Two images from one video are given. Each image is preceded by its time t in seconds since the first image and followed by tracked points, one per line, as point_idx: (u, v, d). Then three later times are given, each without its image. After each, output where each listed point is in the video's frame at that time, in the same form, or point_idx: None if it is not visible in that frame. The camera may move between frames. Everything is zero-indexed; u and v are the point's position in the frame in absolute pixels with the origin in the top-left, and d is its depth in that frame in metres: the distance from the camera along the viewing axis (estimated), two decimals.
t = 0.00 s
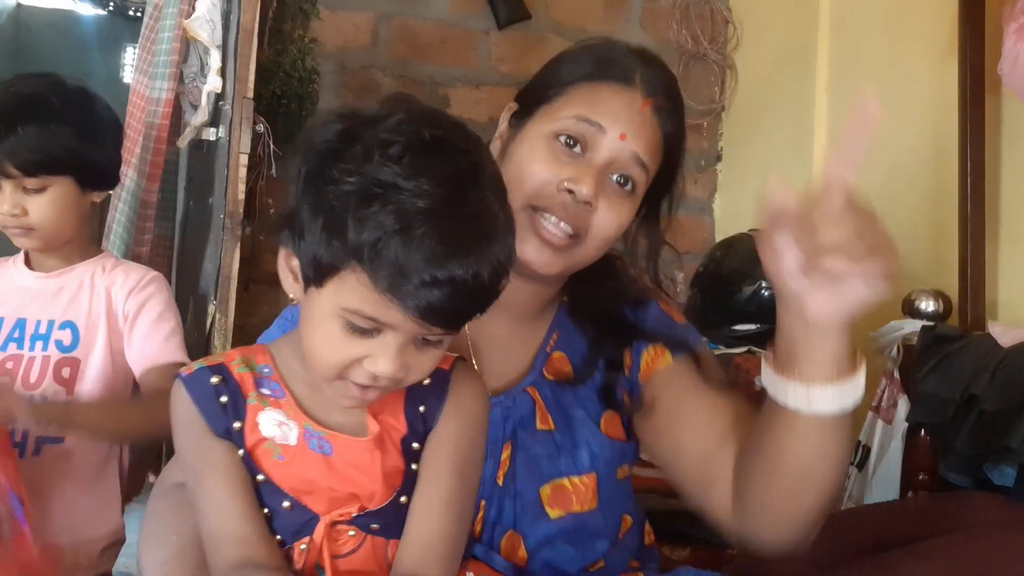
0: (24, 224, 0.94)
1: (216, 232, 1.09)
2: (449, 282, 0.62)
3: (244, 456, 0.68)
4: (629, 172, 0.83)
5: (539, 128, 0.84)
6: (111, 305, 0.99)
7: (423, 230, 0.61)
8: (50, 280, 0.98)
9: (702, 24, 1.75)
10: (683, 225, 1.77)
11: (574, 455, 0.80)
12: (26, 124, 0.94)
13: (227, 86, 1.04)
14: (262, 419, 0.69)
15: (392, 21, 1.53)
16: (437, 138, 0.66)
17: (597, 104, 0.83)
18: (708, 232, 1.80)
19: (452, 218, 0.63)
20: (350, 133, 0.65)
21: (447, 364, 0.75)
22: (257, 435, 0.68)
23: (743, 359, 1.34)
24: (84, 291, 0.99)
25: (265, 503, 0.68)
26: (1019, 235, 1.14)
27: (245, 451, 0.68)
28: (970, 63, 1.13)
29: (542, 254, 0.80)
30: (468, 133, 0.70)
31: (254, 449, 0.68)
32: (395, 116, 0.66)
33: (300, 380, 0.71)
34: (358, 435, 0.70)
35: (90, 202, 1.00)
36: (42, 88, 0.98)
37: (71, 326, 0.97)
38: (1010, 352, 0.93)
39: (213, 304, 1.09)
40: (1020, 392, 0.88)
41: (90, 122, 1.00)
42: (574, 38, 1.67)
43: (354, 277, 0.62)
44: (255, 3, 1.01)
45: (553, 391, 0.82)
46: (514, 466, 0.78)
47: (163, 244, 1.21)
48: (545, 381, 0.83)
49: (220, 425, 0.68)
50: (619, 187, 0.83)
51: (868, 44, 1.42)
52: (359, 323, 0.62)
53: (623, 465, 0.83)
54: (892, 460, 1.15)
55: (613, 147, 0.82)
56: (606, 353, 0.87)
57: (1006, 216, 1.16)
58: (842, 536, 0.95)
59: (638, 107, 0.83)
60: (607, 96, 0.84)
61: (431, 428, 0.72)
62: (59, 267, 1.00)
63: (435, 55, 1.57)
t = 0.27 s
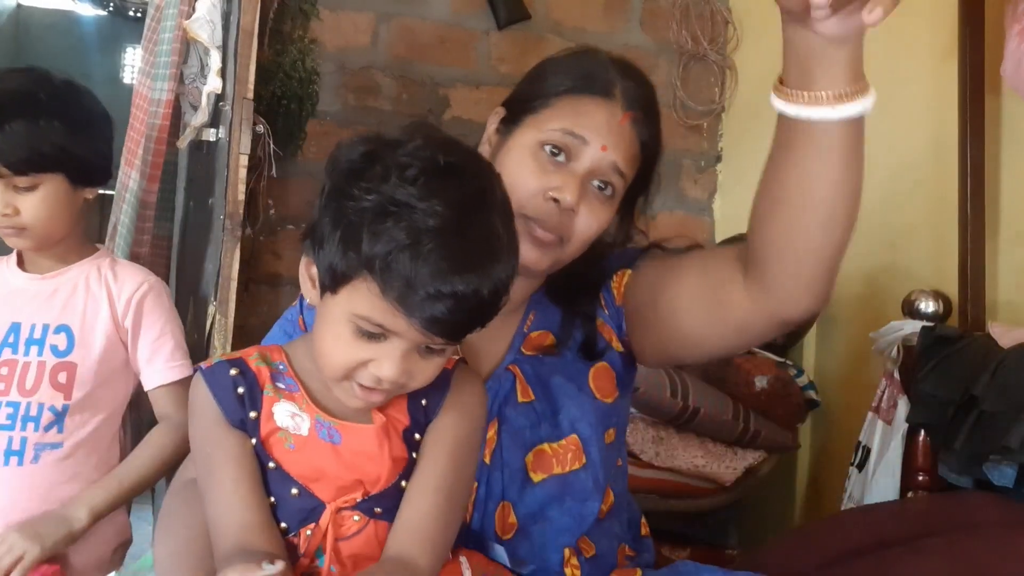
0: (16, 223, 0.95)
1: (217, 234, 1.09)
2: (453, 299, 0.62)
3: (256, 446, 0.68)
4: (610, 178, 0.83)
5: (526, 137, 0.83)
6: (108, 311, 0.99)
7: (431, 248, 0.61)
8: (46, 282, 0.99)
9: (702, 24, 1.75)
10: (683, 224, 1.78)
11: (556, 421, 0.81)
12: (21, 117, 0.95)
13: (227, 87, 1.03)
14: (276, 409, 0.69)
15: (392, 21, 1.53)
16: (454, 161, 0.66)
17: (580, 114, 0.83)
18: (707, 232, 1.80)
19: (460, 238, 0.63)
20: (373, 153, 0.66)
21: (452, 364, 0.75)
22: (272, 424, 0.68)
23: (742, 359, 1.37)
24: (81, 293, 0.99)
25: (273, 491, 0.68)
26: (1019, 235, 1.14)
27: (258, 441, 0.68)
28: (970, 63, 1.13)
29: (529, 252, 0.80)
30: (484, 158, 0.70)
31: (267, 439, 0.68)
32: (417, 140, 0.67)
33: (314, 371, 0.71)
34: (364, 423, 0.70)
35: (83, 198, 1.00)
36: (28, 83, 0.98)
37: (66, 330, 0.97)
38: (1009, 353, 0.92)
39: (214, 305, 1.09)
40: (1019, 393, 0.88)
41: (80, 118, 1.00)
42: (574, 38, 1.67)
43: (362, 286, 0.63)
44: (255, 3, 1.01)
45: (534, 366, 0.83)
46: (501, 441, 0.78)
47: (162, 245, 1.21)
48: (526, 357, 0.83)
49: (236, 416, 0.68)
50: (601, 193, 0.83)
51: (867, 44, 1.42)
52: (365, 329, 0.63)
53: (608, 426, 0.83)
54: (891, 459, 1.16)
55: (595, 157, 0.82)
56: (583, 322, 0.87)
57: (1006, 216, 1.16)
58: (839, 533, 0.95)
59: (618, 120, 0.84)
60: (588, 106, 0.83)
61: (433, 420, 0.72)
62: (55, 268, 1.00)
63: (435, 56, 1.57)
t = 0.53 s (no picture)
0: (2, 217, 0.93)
1: (217, 233, 1.09)
2: (429, 293, 0.63)
3: (255, 447, 0.68)
4: (586, 160, 0.84)
5: (499, 137, 0.85)
6: (97, 311, 0.98)
7: (408, 244, 0.63)
8: (31, 283, 0.97)
9: (702, 24, 1.75)
10: (683, 225, 1.77)
11: (552, 418, 0.81)
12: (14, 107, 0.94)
13: (227, 86, 1.03)
14: (273, 410, 0.68)
15: (392, 21, 1.53)
16: (435, 166, 0.68)
17: (547, 105, 0.85)
18: (708, 232, 1.80)
19: (437, 236, 0.64)
20: (359, 158, 0.69)
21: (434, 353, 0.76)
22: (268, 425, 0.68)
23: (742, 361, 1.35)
24: (70, 294, 0.98)
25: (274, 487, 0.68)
26: (1019, 234, 1.14)
27: (257, 441, 0.68)
28: (971, 63, 1.13)
29: (525, 241, 0.81)
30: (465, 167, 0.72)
31: (265, 438, 0.68)
32: (402, 147, 0.69)
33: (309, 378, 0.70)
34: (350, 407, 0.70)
35: (71, 190, 0.98)
36: (10, 72, 0.95)
37: (55, 333, 0.96)
38: (1009, 352, 0.92)
39: (213, 304, 1.09)
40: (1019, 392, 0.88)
41: (63, 107, 0.98)
42: (574, 38, 1.67)
43: (344, 278, 0.64)
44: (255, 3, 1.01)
45: (532, 365, 0.85)
46: (502, 437, 0.81)
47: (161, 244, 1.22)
48: (524, 357, 0.85)
49: (234, 419, 0.68)
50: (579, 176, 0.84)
51: (867, 44, 1.42)
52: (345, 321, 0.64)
53: (610, 433, 0.84)
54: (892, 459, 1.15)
55: (568, 141, 0.83)
56: (579, 322, 0.89)
57: (1006, 216, 1.16)
58: (839, 533, 0.95)
59: (581, 101, 0.85)
60: (552, 97, 0.85)
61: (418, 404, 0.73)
62: (43, 268, 0.98)
63: (435, 55, 1.57)
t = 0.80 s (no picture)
0: None
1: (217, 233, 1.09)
2: (460, 292, 0.65)
3: (282, 427, 0.69)
4: (598, 169, 0.85)
5: (511, 142, 0.86)
6: (62, 319, 1.01)
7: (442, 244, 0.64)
8: (2, 290, 0.99)
9: (701, 24, 1.75)
10: (683, 224, 1.78)
11: (557, 422, 0.82)
12: None
13: (227, 88, 1.03)
14: (304, 393, 0.70)
15: (392, 21, 1.53)
16: (471, 160, 0.69)
17: (559, 112, 0.85)
18: (708, 232, 1.80)
19: (470, 236, 0.65)
20: (396, 148, 0.70)
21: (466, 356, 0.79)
22: (299, 407, 0.69)
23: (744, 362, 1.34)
24: (37, 304, 1.00)
25: (292, 469, 0.69)
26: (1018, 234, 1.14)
27: (285, 422, 0.69)
28: (970, 63, 1.13)
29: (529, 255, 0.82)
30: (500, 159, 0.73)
31: (293, 420, 0.69)
32: (439, 138, 0.70)
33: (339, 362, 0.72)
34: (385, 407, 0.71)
35: (37, 185, 1.01)
36: None
37: (27, 346, 0.99)
38: (1009, 353, 0.93)
39: (213, 304, 1.09)
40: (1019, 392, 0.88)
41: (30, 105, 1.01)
42: (573, 38, 1.67)
43: (373, 274, 0.66)
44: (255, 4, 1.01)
45: (536, 368, 0.85)
46: (503, 439, 0.81)
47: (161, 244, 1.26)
48: (529, 359, 0.86)
49: (264, 396, 0.69)
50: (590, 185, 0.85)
51: (867, 44, 1.42)
52: (373, 317, 0.66)
53: (609, 440, 0.85)
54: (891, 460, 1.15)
55: (579, 150, 0.84)
56: (584, 326, 0.90)
57: (1005, 216, 1.16)
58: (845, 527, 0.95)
59: (596, 110, 0.86)
60: (567, 104, 0.86)
61: (448, 407, 0.74)
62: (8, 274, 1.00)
63: (435, 56, 1.57)
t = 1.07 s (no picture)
0: None
1: (217, 232, 1.09)
2: (512, 323, 0.61)
3: (312, 454, 0.67)
4: (619, 160, 0.82)
5: (527, 134, 0.84)
6: (43, 333, 0.99)
7: (492, 274, 0.59)
8: None
9: (702, 24, 1.75)
10: (684, 225, 1.77)
11: (574, 446, 0.80)
12: None
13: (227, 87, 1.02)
14: (340, 424, 0.68)
15: (392, 20, 1.53)
16: (521, 176, 0.63)
17: (577, 100, 0.83)
18: (708, 232, 1.80)
19: (524, 263, 0.60)
20: (442, 161, 0.64)
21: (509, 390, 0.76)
22: (333, 437, 0.68)
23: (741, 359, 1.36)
24: (16, 321, 0.98)
25: (314, 495, 0.68)
26: (1019, 234, 1.14)
27: (315, 449, 0.68)
28: (970, 63, 1.13)
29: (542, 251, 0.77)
30: (553, 169, 0.68)
31: (326, 449, 0.68)
32: (488, 149, 0.65)
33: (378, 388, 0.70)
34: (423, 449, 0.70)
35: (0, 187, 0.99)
36: None
37: (10, 367, 0.97)
38: (1009, 353, 0.93)
39: (214, 304, 1.08)
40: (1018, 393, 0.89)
41: None
42: (573, 38, 1.67)
43: (418, 303, 0.62)
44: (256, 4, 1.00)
45: (553, 385, 0.83)
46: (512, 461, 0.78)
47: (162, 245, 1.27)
48: (547, 376, 0.83)
49: (298, 422, 0.67)
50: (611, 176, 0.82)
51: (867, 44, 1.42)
52: (421, 348, 0.62)
53: (622, 459, 0.84)
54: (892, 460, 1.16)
55: (599, 138, 0.81)
56: (602, 341, 0.86)
57: (1006, 216, 1.16)
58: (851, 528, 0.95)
59: (616, 98, 0.84)
60: (586, 92, 0.84)
61: (485, 446, 0.72)
62: None
63: (435, 55, 1.56)
